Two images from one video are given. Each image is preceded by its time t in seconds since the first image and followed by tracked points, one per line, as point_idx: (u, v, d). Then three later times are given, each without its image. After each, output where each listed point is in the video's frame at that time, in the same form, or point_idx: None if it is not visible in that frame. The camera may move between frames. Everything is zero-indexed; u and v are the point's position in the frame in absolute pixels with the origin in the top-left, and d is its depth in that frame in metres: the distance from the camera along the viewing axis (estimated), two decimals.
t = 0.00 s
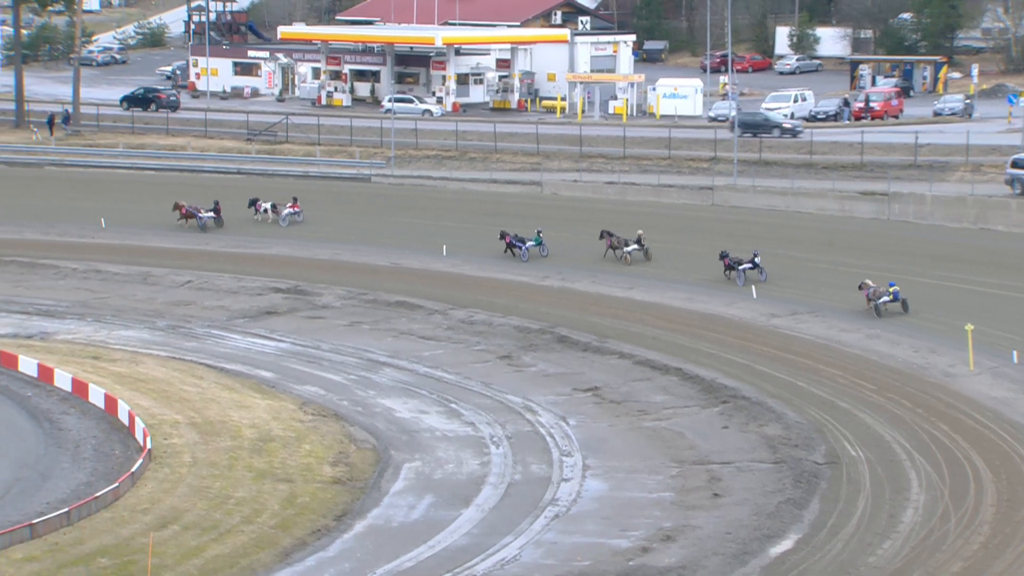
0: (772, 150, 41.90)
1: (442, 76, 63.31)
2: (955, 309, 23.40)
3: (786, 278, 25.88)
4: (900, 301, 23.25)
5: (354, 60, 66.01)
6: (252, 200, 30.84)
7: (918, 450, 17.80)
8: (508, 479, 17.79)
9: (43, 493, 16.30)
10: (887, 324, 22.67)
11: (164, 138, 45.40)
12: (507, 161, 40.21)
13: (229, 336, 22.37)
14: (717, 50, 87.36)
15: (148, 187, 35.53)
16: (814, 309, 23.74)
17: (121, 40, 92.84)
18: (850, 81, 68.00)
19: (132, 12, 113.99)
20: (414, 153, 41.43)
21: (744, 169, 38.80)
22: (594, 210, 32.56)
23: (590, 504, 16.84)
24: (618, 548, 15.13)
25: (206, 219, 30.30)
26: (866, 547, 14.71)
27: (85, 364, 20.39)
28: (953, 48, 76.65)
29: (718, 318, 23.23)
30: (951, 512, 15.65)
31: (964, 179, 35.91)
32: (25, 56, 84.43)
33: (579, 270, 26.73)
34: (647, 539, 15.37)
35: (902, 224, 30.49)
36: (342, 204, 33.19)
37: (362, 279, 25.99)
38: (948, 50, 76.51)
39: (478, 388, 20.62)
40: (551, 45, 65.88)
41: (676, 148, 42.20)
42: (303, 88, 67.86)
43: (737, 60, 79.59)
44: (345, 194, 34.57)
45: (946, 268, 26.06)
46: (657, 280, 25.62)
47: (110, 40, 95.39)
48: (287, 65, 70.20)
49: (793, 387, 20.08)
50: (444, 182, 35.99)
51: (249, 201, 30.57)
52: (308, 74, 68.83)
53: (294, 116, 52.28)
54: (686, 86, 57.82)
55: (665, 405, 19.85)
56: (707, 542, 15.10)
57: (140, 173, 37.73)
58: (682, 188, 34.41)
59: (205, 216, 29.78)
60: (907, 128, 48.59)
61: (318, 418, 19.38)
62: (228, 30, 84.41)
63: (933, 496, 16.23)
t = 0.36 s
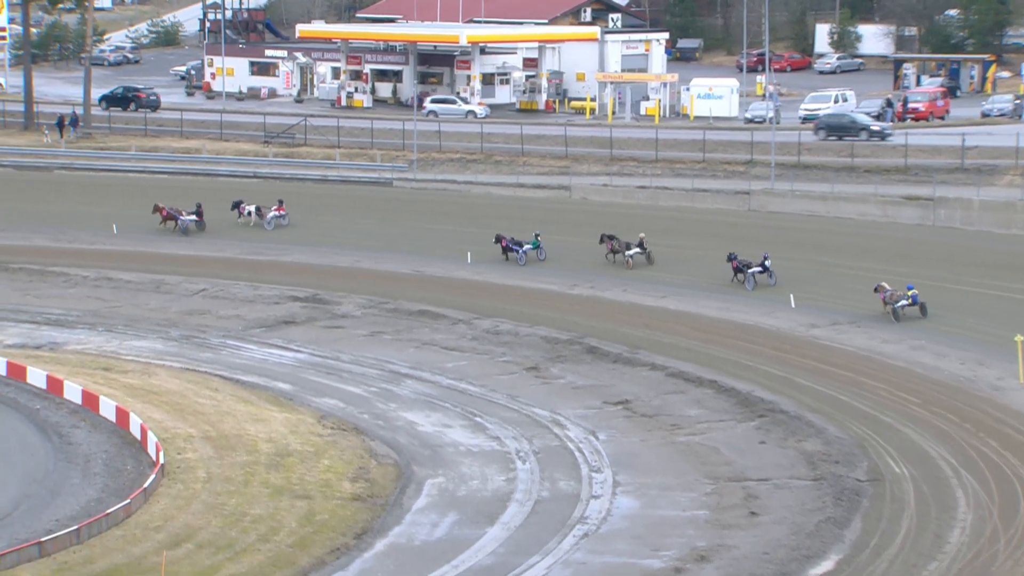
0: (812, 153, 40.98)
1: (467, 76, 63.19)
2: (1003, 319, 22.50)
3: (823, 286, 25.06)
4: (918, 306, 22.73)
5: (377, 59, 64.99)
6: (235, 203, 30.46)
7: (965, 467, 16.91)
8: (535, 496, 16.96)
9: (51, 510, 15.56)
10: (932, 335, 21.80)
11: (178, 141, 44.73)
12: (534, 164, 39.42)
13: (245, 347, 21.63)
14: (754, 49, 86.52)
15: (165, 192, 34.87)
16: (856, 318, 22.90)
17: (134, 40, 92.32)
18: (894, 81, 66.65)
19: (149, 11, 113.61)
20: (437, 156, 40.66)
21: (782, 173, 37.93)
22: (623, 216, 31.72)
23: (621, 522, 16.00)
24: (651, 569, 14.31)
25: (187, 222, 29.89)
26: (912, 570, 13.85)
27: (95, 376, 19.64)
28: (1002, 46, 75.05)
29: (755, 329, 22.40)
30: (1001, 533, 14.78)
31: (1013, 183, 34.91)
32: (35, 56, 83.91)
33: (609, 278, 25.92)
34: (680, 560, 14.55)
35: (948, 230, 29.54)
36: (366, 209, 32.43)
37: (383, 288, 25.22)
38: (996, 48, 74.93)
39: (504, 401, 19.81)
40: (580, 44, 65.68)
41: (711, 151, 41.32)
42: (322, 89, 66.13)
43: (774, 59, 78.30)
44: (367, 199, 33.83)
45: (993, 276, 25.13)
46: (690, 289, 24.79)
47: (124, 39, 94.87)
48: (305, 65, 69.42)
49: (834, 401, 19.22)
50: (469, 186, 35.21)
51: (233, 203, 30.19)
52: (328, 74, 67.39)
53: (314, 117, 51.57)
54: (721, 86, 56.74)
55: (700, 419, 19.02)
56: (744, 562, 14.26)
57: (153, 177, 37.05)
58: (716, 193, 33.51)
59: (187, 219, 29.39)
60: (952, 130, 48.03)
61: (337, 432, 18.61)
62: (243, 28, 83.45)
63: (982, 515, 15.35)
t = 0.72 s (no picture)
0: (849, 154, 40.61)
1: (501, 77, 62.80)
2: None
3: (858, 288, 24.80)
4: (929, 303, 22.88)
5: (410, 60, 65.05)
6: (235, 202, 30.50)
7: (1006, 472, 16.64)
8: (569, 500, 16.78)
9: (84, 513, 15.48)
10: (973, 339, 21.52)
11: (211, 142, 44.73)
12: (569, 166, 39.22)
13: (277, 350, 21.52)
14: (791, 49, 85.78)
15: (200, 194, 34.83)
16: (894, 322, 22.65)
17: (166, 40, 92.40)
18: (935, 81, 66.67)
19: (181, 13, 114.15)
20: (471, 158, 40.52)
21: (820, 174, 37.65)
22: (658, 218, 31.50)
23: (656, 527, 15.80)
24: (686, 575, 14.13)
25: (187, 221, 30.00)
26: None
27: (128, 379, 19.56)
28: None
29: (792, 332, 22.16)
30: None
31: None
32: (68, 57, 84.22)
33: (644, 280, 25.73)
34: (716, 566, 14.34)
35: (988, 232, 29.16)
36: (399, 211, 32.33)
37: (416, 290, 25.08)
38: None
39: (537, 405, 19.64)
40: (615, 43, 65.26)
41: (748, 152, 41.04)
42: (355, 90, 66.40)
43: (813, 60, 77.75)
44: (402, 201, 33.70)
45: None
46: (726, 292, 24.59)
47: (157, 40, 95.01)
48: (339, 66, 68.40)
49: (872, 406, 18.99)
50: (502, 189, 35.06)
51: (232, 203, 30.22)
52: (361, 76, 67.58)
53: (347, 118, 51.48)
54: (758, 87, 56.57)
55: (736, 424, 18.82)
56: (782, 569, 14.03)
57: (186, 179, 37.01)
58: (753, 194, 33.22)
59: (185, 219, 29.49)
60: (994, 131, 47.56)
61: (369, 436, 18.47)
62: (277, 28, 84.12)
63: None
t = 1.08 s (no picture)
0: (883, 159, 40.38)
1: (534, 82, 61.37)
2: None
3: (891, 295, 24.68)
4: (933, 303, 23.20)
5: (443, 66, 63.95)
6: (232, 205, 30.75)
7: None
8: (601, 506, 16.74)
9: (117, 517, 15.52)
10: (1009, 346, 21.38)
11: (244, 148, 44.90)
12: (601, 171, 39.06)
13: (310, 355, 21.57)
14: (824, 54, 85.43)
15: (238, 199, 34.94)
16: (928, 328, 22.55)
17: (201, 46, 92.39)
18: (970, 85, 66.23)
19: (215, 18, 114.99)
20: (503, 163, 40.48)
21: (854, 180, 37.48)
22: (690, 223, 31.43)
23: (689, 533, 15.75)
24: None
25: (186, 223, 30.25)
26: None
27: (161, 384, 19.63)
28: None
29: (826, 339, 22.08)
30: None
31: None
32: (103, 63, 84.71)
33: (677, 286, 25.69)
34: (749, 572, 14.27)
35: None
36: (433, 216, 32.34)
37: (448, 295, 25.10)
38: None
39: (569, 410, 19.62)
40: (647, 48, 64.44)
41: (781, 157, 40.91)
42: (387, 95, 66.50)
43: (846, 65, 77.31)
44: (435, 206, 33.71)
45: None
46: (759, 298, 24.52)
47: (190, 46, 95.12)
48: (371, 72, 68.43)
49: (906, 412, 18.91)
50: (534, 194, 35.05)
51: (232, 207, 30.48)
52: (394, 81, 67.29)
53: (379, 124, 51.53)
54: (791, 92, 56.07)
55: (769, 430, 18.77)
56: None
57: (220, 184, 37.12)
58: (786, 199, 33.07)
59: (185, 222, 29.76)
60: None
61: (402, 441, 18.48)
62: (310, 35, 83.06)
63: None
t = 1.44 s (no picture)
0: (916, 163, 40.20)
1: (565, 86, 61.68)
2: None
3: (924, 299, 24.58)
4: (936, 304, 23.51)
5: (473, 70, 64.04)
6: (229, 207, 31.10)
7: None
8: (632, 511, 16.71)
9: (150, 520, 15.56)
10: None
11: (276, 152, 44.97)
12: (632, 175, 38.98)
13: (341, 358, 21.61)
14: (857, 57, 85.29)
15: (273, 204, 34.99)
16: (961, 333, 22.47)
17: (234, 51, 93.57)
18: (1004, 89, 65.90)
19: (248, 23, 115.66)
20: (534, 167, 40.38)
21: (886, 184, 37.30)
22: (720, 227, 31.37)
23: (720, 538, 15.70)
24: None
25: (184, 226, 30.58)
26: None
27: (193, 387, 19.67)
28: None
29: (858, 343, 22.02)
30: None
31: None
32: (137, 67, 85.16)
33: (708, 290, 25.68)
34: None
35: None
36: (464, 221, 32.37)
37: (478, 299, 25.11)
38: None
39: (600, 415, 19.62)
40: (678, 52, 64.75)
41: (812, 161, 40.78)
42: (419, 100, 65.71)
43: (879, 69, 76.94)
44: (467, 210, 33.75)
45: None
46: (791, 302, 24.48)
47: (223, 49, 95.99)
48: (403, 76, 68.67)
49: (939, 418, 18.84)
50: (566, 198, 35.04)
51: (228, 209, 30.82)
52: (426, 85, 67.11)
53: (410, 128, 51.55)
54: (823, 96, 56.04)
55: (800, 434, 18.71)
56: None
57: (252, 188, 37.18)
58: (818, 203, 32.99)
59: (182, 224, 30.09)
60: None
61: (433, 444, 18.50)
62: (343, 40, 84.25)
63: None
